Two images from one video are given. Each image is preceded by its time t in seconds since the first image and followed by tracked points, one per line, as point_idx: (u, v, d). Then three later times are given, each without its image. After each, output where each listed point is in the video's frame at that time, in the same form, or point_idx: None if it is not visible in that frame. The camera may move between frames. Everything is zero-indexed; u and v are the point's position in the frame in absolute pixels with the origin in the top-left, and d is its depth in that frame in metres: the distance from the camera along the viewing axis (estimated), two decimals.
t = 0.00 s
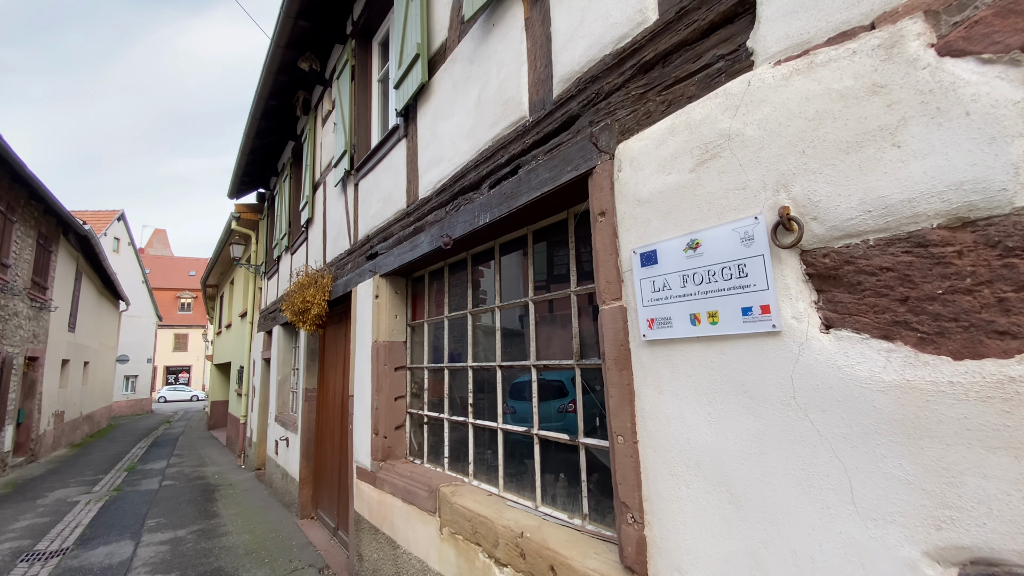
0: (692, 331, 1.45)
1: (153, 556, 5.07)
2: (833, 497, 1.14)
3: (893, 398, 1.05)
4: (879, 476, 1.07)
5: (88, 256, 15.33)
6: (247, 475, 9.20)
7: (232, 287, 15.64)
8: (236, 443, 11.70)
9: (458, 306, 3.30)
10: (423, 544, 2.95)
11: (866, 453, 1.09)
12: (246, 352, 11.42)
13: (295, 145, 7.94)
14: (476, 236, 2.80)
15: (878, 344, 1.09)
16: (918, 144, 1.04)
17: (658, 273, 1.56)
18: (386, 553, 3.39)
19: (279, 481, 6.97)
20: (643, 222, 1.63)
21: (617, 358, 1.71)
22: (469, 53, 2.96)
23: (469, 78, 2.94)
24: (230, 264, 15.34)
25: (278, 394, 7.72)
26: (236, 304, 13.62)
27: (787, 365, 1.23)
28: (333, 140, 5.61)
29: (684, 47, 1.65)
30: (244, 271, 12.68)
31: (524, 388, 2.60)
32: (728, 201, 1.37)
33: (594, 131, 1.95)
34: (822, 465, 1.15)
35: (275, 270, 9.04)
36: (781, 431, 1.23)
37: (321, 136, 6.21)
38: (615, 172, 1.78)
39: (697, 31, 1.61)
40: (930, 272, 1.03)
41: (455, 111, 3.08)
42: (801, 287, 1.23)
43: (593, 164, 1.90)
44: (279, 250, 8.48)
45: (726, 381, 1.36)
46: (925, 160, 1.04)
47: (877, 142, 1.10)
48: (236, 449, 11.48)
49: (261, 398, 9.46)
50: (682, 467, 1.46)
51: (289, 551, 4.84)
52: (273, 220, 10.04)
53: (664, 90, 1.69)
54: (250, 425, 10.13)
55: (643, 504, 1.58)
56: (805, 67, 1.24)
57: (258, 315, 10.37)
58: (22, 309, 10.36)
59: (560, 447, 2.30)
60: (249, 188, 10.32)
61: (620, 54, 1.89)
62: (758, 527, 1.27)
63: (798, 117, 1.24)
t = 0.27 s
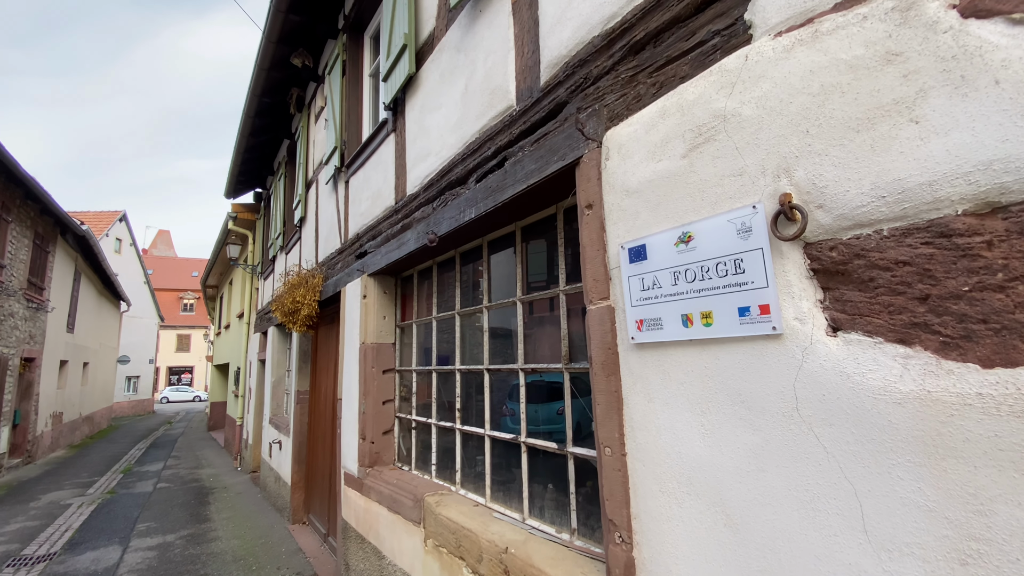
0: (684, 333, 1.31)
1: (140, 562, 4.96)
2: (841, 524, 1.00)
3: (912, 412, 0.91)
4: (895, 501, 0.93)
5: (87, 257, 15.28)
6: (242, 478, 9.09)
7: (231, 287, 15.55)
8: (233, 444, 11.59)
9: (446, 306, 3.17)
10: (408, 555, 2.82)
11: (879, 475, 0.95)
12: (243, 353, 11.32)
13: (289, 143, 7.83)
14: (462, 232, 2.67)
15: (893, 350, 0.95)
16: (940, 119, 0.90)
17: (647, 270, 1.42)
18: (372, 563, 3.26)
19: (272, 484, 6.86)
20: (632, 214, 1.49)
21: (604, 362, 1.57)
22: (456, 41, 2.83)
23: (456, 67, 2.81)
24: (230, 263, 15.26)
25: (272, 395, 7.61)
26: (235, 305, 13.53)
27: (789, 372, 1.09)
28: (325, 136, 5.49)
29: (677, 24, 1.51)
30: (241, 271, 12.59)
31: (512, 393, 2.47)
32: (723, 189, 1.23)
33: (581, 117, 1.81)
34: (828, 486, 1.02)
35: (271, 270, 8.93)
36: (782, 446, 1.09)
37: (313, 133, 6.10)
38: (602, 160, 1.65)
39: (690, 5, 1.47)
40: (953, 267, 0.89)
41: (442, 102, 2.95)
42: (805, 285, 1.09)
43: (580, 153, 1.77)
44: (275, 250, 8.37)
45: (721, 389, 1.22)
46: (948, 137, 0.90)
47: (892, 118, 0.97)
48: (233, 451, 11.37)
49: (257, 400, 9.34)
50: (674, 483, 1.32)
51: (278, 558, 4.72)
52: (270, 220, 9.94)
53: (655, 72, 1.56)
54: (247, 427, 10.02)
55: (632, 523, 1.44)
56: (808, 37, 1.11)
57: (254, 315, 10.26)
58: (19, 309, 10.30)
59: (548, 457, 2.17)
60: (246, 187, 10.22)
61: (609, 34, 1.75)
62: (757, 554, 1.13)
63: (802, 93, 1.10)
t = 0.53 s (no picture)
0: (671, 342, 1.17)
1: (123, 570, 4.83)
2: (847, 565, 0.86)
3: (931, 438, 0.77)
4: (910, 543, 0.79)
5: (83, 257, 15.19)
6: (235, 481, 8.97)
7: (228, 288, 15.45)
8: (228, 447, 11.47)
9: (431, 308, 3.04)
10: (389, 570, 2.70)
11: (892, 511, 0.81)
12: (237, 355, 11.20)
13: (282, 142, 7.72)
14: (445, 231, 2.54)
15: (909, 364, 0.82)
16: (965, 94, 0.77)
17: (632, 270, 1.28)
18: None
19: (263, 489, 6.73)
20: (616, 209, 1.35)
21: (586, 372, 1.43)
22: (440, 31, 2.70)
23: (440, 58, 2.68)
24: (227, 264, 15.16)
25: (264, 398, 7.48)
26: (231, 305, 13.42)
27: (788, 388, 0.95)
28: (315, 134, 5.37)
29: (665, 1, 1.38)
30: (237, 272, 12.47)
31: (496, 401, 2.34)
32: (714, 179, 1.10)
33: (564, 106, 1.68)
34: (832, 520, 0.88)
35: (264, 271, 8.82)
36: (779, 473, 0.96)
37: (304, 131, 5.98)
38: (585, 151, 1.52)
39: None
40: (980, 268, 0.75)
41: (426, 95, 2.82)
42: (805, 288, 0.95)
43: (563, 144, 1.64)
44: (268, 250, 8.25)
45: (711, 405, 1.08)
46: (972, 114, 0.76)
47: (906, 94, 0.83)
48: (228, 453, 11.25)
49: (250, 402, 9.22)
50: (660, 509, 1.19)
51: (263, 566, 4.59)
52: (264, 220, 9.83)
53: (642, 54, 1.42)
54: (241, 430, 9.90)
55: (615, 551, 1.30)
56: (809, 7, 0.97)
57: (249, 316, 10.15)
58: (11, 310, 10.20)
59: (532, 470, 2.04)
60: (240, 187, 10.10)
61: (594, 15, 1.61)
62: None
63: (802, 70, 0.96)
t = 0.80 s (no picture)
0: (665, 345, 1.06)
1: None
2: None
3: (966, 461, 0.66)
4: None
5: (80, 257, 15.10)
6: (229, 484, 8.86)
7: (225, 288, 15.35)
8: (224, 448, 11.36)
9: (420, 308, 2.93)
10: None
11: (918, 545, 0.70)
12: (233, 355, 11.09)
13: (276, 140, 7.61)
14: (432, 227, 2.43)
15: (939, 374, 0.70)
16: (1007, 57, 0.65)
17: (623, 266, 1.16)
18: None
19: (255, 492, 6.62)
20: (606, 199, 1.24)
21: (575, 378, 1.32)
22: (428, 19, 2.58)
23: (428, 47, 2.57)
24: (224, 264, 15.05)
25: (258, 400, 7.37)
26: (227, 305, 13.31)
27: (798, 400, 0.83)
28: (307, 130, 5.26)
29: None
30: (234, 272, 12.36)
31: (484, 407, 2.22)
32: (713, 164, 0.98)
33: (552, 91, 1.56)
34: (848, 553, 0.77)
35: (260, 270, 8.71)
36: (786, 496, 0.84)
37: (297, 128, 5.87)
38: (574, 139, 1.40)
39: None
40: None
41: (414, 87, 2.71)
42: (817, 286, 0.84)
43: (551, 132, 1.52)
44: (262, 249, 8.14)
45: (710, 417, 0.97)
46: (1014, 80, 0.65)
47: (935, 59, 0.72)
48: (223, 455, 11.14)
49: (245, 403, 9.10)
50: (653, 531, 1.07)
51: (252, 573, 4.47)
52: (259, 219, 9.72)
53: (635, 32, 1.30)
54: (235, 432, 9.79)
55: None
56: None
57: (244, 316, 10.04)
58: (5, 310, 10.11)
59: (520, 479, 1.92)
60: (236, 186, 9.99)
61: None
62: None
63: (813, 39, 0.85)
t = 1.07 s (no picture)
0: (674, 345, 0.95)
1: None
2: None
3: None
4: None
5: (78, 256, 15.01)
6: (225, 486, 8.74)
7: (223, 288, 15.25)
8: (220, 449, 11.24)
9: (414, 306, 2.82)
10: None
11: None
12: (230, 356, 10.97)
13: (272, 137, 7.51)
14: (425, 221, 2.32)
15: (1000, 379, 0.59)
16: None
17: (627, 258, 1.06)
18: None
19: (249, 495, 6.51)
20: (608, 185, 1.14)
21: (573, 381, 1.21)
22: (422, 6, 2.48)
23: (422, 34, 2.46)
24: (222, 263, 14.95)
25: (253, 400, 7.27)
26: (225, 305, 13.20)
27: (828, 408, 0.73)
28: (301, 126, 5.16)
29: None
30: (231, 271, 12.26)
31: (479, 410, 2.12)
32: (728, 142, 0.88)
33: (550, 73, 1.46)
34: None
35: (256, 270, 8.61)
36: (813, 518, 0.74)
37: (292, 124, 5.77)
38: (573, 121, 1.30)
39: None
40: None
41: (408, 76, 2.60)
42: (849, 277, 0.73)
43: (548, 116, 1.42)
44: (259, 248, 8.05)
45: (725, 426, 0.86)
46: None
47: (992, 10, 0.61)
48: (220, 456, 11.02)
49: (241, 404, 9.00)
50: (659, 552, 0.97)
51: None
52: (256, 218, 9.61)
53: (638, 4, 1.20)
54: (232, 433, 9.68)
55: None
56: None
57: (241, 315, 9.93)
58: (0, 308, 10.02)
59: (516, 487, 1.82)
60: (233, 184, 9.89)
61: None
62: None
63: None
